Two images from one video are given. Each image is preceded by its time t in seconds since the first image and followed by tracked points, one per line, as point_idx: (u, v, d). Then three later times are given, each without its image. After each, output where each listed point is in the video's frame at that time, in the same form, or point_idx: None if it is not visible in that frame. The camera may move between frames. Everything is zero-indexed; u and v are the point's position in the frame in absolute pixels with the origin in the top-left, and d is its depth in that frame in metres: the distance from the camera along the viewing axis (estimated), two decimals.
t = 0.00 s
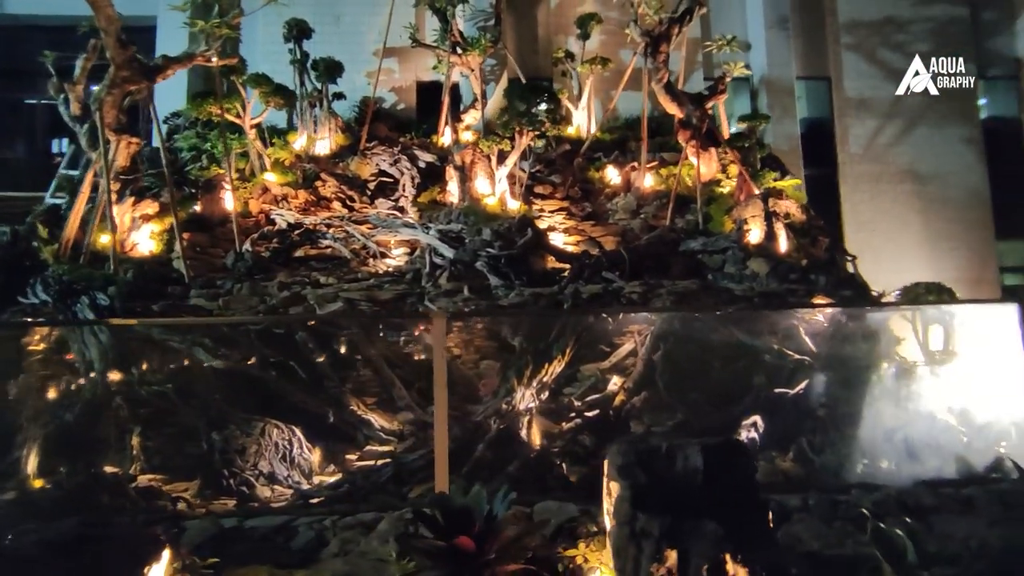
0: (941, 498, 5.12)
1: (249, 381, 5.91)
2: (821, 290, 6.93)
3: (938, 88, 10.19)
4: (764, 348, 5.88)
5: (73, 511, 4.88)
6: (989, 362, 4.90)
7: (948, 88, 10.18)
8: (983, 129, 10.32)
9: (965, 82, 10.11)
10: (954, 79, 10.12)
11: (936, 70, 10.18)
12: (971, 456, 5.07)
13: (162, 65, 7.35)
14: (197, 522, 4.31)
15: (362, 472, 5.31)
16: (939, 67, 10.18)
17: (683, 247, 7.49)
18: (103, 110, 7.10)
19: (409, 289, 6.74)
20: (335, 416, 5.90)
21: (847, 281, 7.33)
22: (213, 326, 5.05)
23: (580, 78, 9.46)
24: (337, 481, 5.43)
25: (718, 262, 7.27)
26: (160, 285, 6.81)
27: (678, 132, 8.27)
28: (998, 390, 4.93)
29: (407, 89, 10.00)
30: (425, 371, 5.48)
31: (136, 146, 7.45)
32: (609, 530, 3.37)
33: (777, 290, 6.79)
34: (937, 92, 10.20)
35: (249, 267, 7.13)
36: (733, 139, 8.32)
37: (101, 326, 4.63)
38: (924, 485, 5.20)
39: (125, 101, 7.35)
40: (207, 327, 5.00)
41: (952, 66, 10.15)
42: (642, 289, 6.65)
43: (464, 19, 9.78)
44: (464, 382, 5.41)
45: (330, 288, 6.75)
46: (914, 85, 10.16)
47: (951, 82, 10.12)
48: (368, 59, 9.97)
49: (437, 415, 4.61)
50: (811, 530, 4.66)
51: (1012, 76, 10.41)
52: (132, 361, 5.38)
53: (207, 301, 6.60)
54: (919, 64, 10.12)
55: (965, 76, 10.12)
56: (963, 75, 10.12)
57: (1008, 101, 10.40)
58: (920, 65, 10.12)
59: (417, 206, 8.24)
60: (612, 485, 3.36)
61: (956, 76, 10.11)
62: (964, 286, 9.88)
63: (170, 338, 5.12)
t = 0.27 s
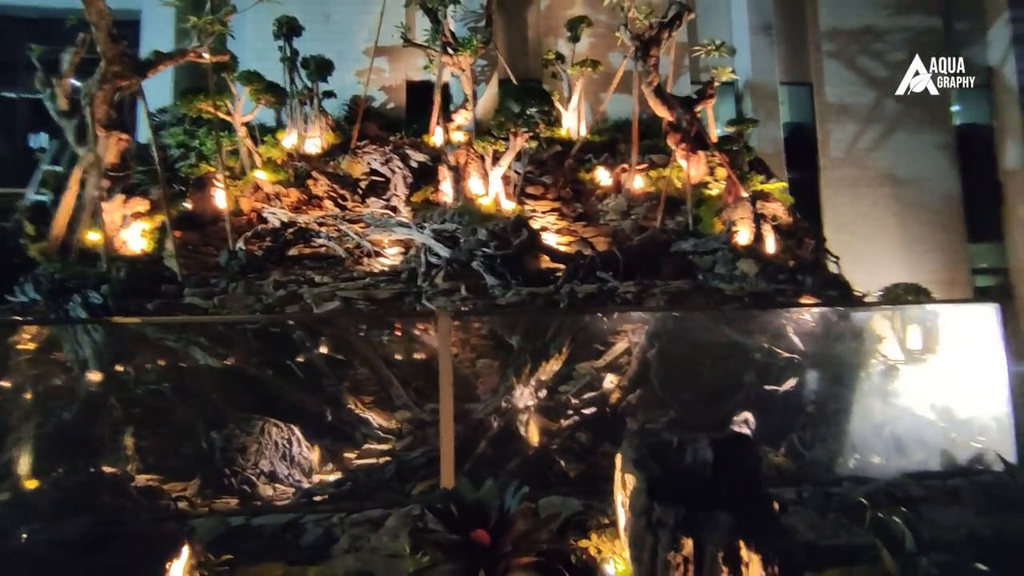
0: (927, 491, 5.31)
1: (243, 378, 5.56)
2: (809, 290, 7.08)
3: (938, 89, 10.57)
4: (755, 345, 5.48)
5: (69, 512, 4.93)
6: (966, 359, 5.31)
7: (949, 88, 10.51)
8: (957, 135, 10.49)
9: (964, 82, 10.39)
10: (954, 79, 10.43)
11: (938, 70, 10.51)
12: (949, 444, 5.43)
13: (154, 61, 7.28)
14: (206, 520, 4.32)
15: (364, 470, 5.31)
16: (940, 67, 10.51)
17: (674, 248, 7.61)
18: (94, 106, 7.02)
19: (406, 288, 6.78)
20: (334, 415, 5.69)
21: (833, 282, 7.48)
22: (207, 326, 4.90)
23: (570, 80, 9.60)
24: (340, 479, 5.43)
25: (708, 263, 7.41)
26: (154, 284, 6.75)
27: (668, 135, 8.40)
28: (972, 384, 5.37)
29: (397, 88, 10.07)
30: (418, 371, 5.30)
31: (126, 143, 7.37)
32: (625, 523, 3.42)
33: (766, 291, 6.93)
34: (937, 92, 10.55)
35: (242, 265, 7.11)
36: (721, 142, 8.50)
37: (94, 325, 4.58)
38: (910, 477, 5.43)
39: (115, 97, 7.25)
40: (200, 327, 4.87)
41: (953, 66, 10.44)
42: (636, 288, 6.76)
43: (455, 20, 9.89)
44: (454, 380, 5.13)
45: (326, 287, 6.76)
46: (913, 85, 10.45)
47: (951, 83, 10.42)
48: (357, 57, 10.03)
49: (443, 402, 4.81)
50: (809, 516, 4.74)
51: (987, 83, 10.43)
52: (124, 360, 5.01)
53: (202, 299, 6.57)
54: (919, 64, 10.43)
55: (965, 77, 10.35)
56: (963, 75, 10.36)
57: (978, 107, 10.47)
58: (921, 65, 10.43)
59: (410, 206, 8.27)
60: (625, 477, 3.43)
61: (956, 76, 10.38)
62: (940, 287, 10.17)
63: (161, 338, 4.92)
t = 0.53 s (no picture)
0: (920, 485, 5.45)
1: (245, 380, 5.15)
2: (800, 289, 7.23)
3: (937, 89, 10.86)
4: (749, 343, 5.36)
5: (72, 515, 4.52)
6: (950, 354, 5.08)
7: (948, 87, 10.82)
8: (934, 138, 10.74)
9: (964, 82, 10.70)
10: (954, 79, 10.73)
11: (938, 70, 10.86)
12: (944, 443, 5.18)
13: (148, 58, 7.20)
14: (224, 518, 4.39)
15: (369, 467, 4.81)
16: (940, 67, 10.84)
17: (668, 248, 7.73)
18: (85, 103, 6.88)
19: (406, 288, 6.81)
20: (335, 413, 5.24)
21: (822, 281, 7.62)
22: (207, 325, 4.58)
23: (562, 81, 9.73)
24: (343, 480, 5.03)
25: (701, 262, 7.51)
26: (149, 284, 6.67)
27: (660, 137, 8.56)
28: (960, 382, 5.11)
29: (389, 88, 10.14)
30: (409, 365, 4.96)
31: (118, 140, 7.28)
32: (643, 518, 3.44)
33: (759, 290, 7.05)
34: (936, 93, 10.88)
35: (238, 264, 7.08)
36: (712, 144, 8.66)
37: (91, 325, 4.28)
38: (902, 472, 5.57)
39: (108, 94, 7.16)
40: (199, 327, 4.54)
41: (953, 66, 10.77)
42: (633, 288, 6.86)
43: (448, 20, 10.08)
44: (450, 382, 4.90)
45: (325, 287, 6.77)
46: (913, 84, 10.79)
47: (950, 82, 10.77)
48: (348, 56, 10.08)
49: (452, 404, 4.52)
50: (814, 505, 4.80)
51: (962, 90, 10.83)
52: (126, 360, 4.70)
53: (199, 299, 6.52)
54: (919, 64, 10.76)
55: (965, 76, 10.69)
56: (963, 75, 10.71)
57: (953, 111, 10.90)
58: (921, 64, 10.79)
59: (406, 206, 8.33)
60: (642, 471, 3.48)
61: (956, 75, 10.74)
62: (920, 285, 10.41)
63: (161, 340, 4.60)
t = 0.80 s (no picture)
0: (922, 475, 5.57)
1: (251, 382, 4.70)
2: (799, 285, 7.34)
3: (937, 88, 11.02)
4: (752, 338, 4.95)
5: (89, 518, 4.30)
6: (943, 345, 5.20)
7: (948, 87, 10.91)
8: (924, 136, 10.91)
9: (964, 82, 10.73)
10: (953, 79, 10.84)
11: (938, 70, 10.97)
12: (944, 434, 5.24)
13: (148, 59, 7.14)
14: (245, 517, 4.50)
15: (379, 467, 4.63)
16: (940, 67, 10.96)
17: (668, 246, 7.81)
18: (86, 104, 6.86)
19: (411, 288, 6.84)
20: (343, 413, 4.75)
21: (819, 277, 7.74)
22: (214, 326, 4.41)
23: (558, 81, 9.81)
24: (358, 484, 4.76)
25: (701, 260, 7.60)
26: (153, 287, 6.66)
27: (657, 136, 8.65)
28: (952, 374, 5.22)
29: (386, 88, 10.17)
30: (412, 359, 4.59)
31: (118, 142, 7.24)
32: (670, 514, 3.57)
33: (759, 286, 7.15)
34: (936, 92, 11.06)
35: (242, 266, 7.08)
36: (709, 143, 8.77)
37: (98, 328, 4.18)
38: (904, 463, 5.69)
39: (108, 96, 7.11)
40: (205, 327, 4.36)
41: (953, 66, 10.84)
42: (637, 286, 6.94)
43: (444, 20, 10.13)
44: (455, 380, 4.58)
45: (330, 287, 6.80)
46: (913, 84, 10.93)
47: (950, 82, 10.89)
48: (345, 56, 10.09)
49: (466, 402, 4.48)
50: (823, 496, 4.97)
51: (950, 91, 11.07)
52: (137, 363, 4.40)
53: (204, 301, 6.52)
54: (919, 65, 10.95)
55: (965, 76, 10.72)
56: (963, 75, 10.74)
57: (941, 110, 11.10)
58: (920, 65, 10.93)
59: (407, 206, 8.39)
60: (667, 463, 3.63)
61: (956, 76, 10.79)
62: (910, 281, 10.59)
63: (168, 343, 4.42)
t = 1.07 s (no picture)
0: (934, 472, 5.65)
1: (264, 387, 5.01)
2: (803, 285, 7.43)
3: (936, 88, 11.20)
4: (757, 338, 5.21)
5: (109, 526, 4.32)
6: (952, 344, 5.22)
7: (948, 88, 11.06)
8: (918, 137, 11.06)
9: (964, 82, 10.85)
10: (954, 79, 10.96)
11: (938, 71, 11.13)
12: (954, 430, 5.27)
13: (152, 65, 7.12)
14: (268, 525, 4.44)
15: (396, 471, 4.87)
16: (940, 67, 11.11)
17: (673, 247, 7.87)
18: (92, 111, 6.87)
19: (421, 292, 6.87)
20: (355, 418, 5.12)
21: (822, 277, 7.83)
22: (225, 335, 4.53)
23: (558, 84, 9.88)
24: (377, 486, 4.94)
25: (706, 261, 7.67)
26: (162, 293, 6.63)
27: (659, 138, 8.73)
28: (959, 370, 5.26)
29: (386, 92, 10.20)
30: (428, 365, 4.89)
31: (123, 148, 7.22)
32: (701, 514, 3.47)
33: (765, 287, 7.23)
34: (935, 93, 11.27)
35: (249, 271, 7.07)
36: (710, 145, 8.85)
37: (110, 335, 4.11)
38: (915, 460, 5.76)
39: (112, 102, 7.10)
40: (218, 335, 4.47)
41: (953, 66, 10.96)
42: (645, 287, 7.00)
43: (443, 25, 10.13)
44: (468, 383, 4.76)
45: (340, 292, 6.81)
46: (913, 85, 11.13)
47: (949, 83, 11.07)
48: (344, 61, 10.11)
49: (485, 411, 4.49)
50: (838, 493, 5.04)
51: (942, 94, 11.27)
52: (148, 369, 4.50)
53: (213, 307, 6.51)
54: (918, 64, 11.22)
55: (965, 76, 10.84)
56: (963, 75, 10.85)
57: (934, 111, 11.24)
58: (921, 65, 11.15)
59: (411, 210, 8.31)
60: (696, 464, 3.64)
61: (956, 76, 10.91)
62: (907, 279, 10.73)
63: (178, 350, 4.48)
